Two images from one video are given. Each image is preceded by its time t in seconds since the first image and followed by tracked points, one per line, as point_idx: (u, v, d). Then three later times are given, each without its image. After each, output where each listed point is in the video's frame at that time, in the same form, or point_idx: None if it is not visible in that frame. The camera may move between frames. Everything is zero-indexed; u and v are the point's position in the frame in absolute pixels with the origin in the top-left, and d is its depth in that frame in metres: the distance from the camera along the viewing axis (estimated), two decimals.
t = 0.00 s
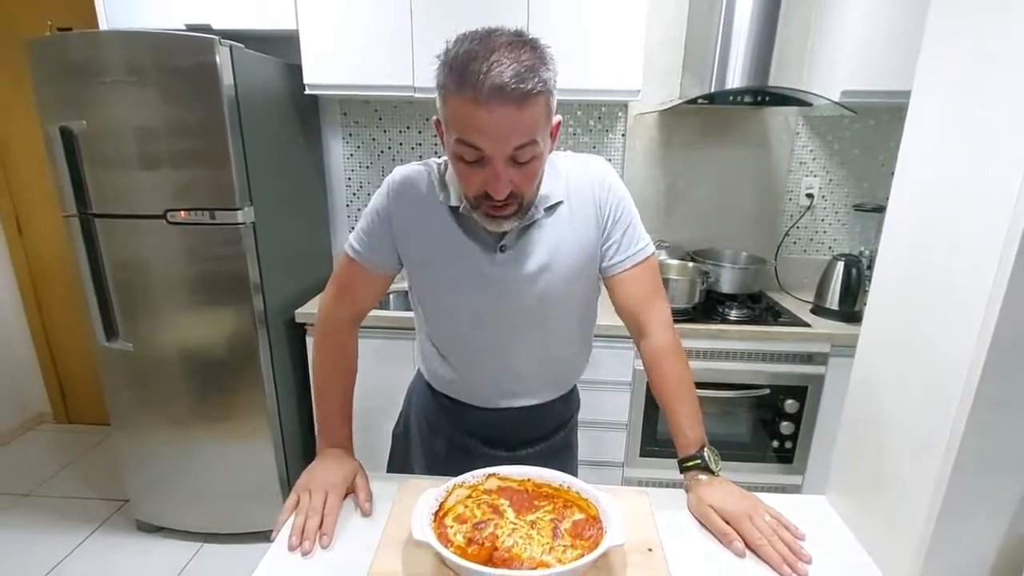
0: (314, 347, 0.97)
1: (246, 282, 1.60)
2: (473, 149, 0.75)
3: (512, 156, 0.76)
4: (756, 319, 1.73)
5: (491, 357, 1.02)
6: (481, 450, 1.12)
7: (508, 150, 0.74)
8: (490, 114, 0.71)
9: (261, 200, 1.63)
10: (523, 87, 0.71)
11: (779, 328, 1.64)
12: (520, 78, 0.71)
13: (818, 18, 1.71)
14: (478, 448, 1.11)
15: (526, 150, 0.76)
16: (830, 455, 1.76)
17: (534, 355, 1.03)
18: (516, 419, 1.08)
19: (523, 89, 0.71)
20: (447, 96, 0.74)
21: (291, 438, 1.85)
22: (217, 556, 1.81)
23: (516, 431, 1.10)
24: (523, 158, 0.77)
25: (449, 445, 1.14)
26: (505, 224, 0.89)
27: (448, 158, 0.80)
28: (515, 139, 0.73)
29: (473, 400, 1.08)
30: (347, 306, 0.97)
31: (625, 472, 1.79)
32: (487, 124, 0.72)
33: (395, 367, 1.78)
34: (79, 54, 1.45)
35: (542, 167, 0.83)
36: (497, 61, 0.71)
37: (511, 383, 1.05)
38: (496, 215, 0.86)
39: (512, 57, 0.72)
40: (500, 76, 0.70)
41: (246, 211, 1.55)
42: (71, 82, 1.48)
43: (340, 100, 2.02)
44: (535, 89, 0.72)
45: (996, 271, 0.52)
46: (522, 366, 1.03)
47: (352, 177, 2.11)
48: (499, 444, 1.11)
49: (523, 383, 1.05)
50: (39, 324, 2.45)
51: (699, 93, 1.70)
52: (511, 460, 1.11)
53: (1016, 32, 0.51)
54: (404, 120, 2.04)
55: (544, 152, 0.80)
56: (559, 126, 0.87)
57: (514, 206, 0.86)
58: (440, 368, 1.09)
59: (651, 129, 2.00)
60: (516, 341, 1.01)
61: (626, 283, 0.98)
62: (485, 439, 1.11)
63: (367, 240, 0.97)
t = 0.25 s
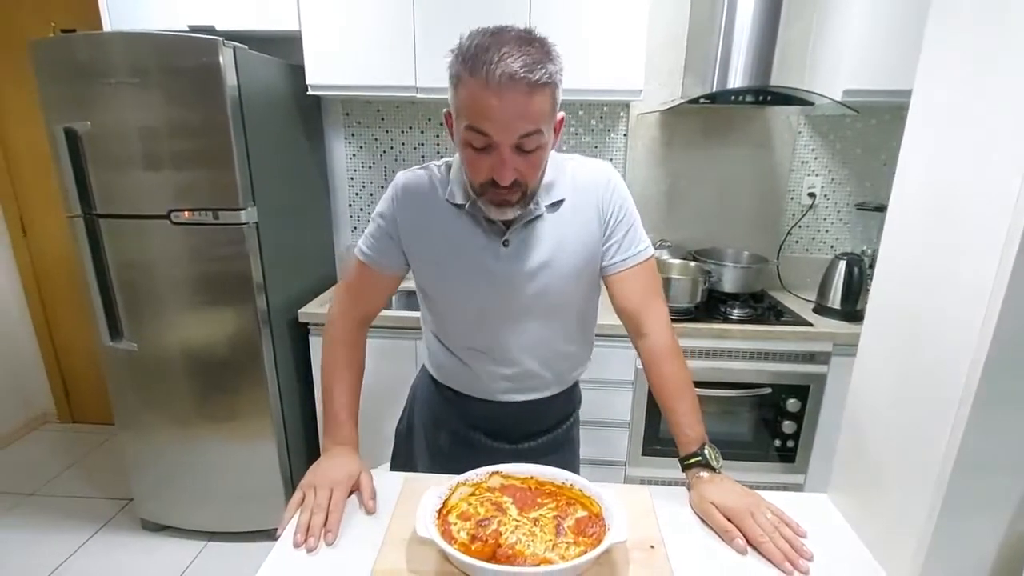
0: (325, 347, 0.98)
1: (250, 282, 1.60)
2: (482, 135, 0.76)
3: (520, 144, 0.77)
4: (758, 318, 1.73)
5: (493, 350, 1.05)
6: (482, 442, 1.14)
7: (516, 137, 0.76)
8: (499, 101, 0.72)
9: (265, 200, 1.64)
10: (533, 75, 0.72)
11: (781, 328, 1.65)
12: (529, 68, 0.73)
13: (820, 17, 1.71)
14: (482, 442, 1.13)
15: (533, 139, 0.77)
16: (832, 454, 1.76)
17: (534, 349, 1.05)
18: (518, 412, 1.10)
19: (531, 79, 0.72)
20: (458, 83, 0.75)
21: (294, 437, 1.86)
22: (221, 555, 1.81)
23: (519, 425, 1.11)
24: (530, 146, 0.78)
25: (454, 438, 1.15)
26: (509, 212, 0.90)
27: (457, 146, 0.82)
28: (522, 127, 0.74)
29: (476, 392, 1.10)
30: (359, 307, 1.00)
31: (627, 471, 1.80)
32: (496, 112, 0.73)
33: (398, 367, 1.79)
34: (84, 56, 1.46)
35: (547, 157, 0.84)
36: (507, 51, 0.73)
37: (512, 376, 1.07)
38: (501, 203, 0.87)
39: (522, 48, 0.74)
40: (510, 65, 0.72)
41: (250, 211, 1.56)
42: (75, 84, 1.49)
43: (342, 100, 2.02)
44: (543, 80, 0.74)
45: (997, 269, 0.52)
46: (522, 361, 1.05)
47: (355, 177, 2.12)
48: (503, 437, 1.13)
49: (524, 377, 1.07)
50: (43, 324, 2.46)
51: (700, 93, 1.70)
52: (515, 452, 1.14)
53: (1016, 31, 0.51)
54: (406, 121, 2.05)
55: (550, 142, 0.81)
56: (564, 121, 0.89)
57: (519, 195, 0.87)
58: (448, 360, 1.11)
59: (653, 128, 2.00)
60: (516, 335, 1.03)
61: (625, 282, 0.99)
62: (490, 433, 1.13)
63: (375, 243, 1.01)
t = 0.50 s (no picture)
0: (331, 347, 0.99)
1: (252, 282, 1.61)
2: (492, 117, 0.80)
3: (527, 119, 0.80)
4: (759, 317, 1.73)
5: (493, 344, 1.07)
6: (484, 435, 1.16)
7: (524, 118, 0.80)
8: (510, 83, 0.77)
9: (267, 201, 1.64)
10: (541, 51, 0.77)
11: (782, 327, 1.65)
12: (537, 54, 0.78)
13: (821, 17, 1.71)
14: (485, 435, 1.16)
15: (540, 114, 0.80)
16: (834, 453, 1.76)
17: (532, 344, 1.07)
18: (518, 406, 1.12)
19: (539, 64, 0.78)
20: (469, 62, 0.79)
21: (296, 437, 1.86)
22: (223, 554, 1.82)
23: (521, 418, 1.13)
24: (536, 129, 0.82)
25: (456, 431, 1.17)
26: (514, 196, 0.92)
27: (465, 131, 0.85)
28: (531, 108, 0.79)
29: (476, 385, 1.12)
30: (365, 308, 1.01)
31: (629, 470, 1.80)
32: (507, 92, 0.77)
33: (400, 366, 1.79)
34: (86, 58, 1.46)
35: (550, 139, 0.87)
36: (515, 40, 0.78)
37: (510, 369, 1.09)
38: (506, 186, 0.90)
39: (528, 38, 0.80)
40: (519, 51, 0.77)
41: (251, 212, 1.57)
42: (78, 85, 1.49)
43: (343, 101, 2.03)
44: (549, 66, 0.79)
45: (996, 268, 0.53)
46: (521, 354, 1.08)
47: (356, 177, 2.13)
48: (505, 430, 1.15)
49: (522, 371, 1.09)
50: (46, 325, 2.47)
51: (701, 92, 1.71)
52: (516, 444, 1.16)
53: (1015, 31, 0.51)
54: (407, 121, 2.05)
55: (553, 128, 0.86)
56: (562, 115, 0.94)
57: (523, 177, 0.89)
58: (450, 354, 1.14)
59: (653, 128, 2.01)
60: (516, 329, 1.05)
61: (623, 282, 1.00)
62: (492, 426, 1.15)
63: (381, 243, 1.03)
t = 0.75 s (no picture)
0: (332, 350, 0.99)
1: (253, 283, 1.61)
2: (498, 79, 0.89)
3: (530, 88, 0.90)
4: (759, 317, 1.73)
5: (490, 339, 1.07)
6: (482, 432, 1.17)
7: (527, 78, 0.89)
8: (513, 46, 0.88)
9: (267, 202, 1.65)
10: (541, 35, 0.90)
11: (782, 327, 1.65)
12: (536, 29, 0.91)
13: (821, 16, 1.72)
14: (483, 431, 1.16)
15: (542, 84, 0.90)
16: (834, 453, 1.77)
17: (529, 339, 1.07)
18: (516, 401, 1.12)
19: (538, 35, 0.90)
20: (479, 49, 0.92)
21: (297, 438, 1.87)
22: (225, 555, 1.82)
23: (519, 415, 1.14)
24: (538, 92, 0.91)
25: (455, 428, 1.18)
26: (520, 166, 0.95)
27: (473, 105, 0.94)
28: (533, 69, 0.89)
29: (472, 379, 1.12)
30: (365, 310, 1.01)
31: (629, 470, 1.80)
32: (511, 54, 0.88)
33: (400, 367, 1.80)
34: (87, 60, 1.47)
35: (552, 118, 0.96)
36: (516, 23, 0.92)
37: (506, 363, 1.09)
38: (512, 154, 0.94)
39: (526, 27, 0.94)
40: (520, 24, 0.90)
41: (252, 213, 1.57)
42: (79, 87, 1.50)
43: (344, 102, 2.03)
44: (547, 39, 0.91)
45: (994, 268, 0.53)
46: (517, 349, 1.09)
47: (357, 178, 2.13)
48: (503, 427, 1.16)
49: (519, 365, 1.09)
50: (47, 326, 2.48)
51: (700, 92, 1.71)
52: (515, 441, 1.17)
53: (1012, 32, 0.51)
54: (408, 122, 2.06)
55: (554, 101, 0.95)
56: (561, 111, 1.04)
57: (528, 151, 0.95)
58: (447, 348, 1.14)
59: (653, 128, 2.01)
60: (513, 324, 1.05)
61: (621, 281, 1.02)
62: (491, 423, 1.15)
63: (381, 247, 1.04)
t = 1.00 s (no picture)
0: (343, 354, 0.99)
1: (253, 284, 1.61)
2: (495, 67, 0.93)
3: (527, 76, 0.93)
4: (759, 317, 1.73)
5: (487, 336, 1.08)
6: (481, 428, 1.17)
7: (523, 65, 0.92)
8: (510, 37, 0.93)
9: (267, 203, 1.65)
10: (537, 30, 0.95)
11: (783, 326, 1.65)
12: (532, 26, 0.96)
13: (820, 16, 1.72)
14: (480, 427, 1.17)
15: (538, 72, 0.93)
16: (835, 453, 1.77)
17: (526, 337, 1.08)
18: (513, 398, 1.13)
19: (534, 29, 0.95)
20: (478, 44, 0.96)
21: (298, 439, 1.87)
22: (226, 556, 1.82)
23: (517, 411, 1.14)
24: (534, 81, 0.94)
25: (453, 424, 1.18)
26: (518, 150, 0.96)
27: (472, 95, 0.97)
28: (529, 57, 0.93)
29: (469, 375, 1.13)
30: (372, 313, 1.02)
31: (630, 470, 1.80)
32: (508, 44, 0.92)
33: (401, 367, 1.80)
34: (87, 60, 1.47)
35: (549, 109, 0.98)
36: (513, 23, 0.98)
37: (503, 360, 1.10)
38: (509, 139, 0.95)
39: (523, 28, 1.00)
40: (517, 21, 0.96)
41: (252, 214, 1.57)
42: (79, 88, 1.50)
43: (344, 103, 2.03)
44: (543, 35, 0.96)
45: (994, 268, 0.53)
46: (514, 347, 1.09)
47: (357, 178, 2.13)
48: (500, 423, 1.16)
49: (515, 362, 1.10)
50: (47, 327, 2.48)
51: (700, 92, 1.71)
52: (512, 436, 1.17)
53: (1013, 32, 0.51)
54: (408, 122, 2.06)
55: (550, 93, 0.98)
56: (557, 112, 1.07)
57: (526, 137, 0.96)
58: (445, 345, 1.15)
59: (653, 128, 2.01)
60: (511, 321, 1.06)
61: (619, 282, 1.03)
62: (488, 419, 1.16)
63: (386, 250, 1.05)
